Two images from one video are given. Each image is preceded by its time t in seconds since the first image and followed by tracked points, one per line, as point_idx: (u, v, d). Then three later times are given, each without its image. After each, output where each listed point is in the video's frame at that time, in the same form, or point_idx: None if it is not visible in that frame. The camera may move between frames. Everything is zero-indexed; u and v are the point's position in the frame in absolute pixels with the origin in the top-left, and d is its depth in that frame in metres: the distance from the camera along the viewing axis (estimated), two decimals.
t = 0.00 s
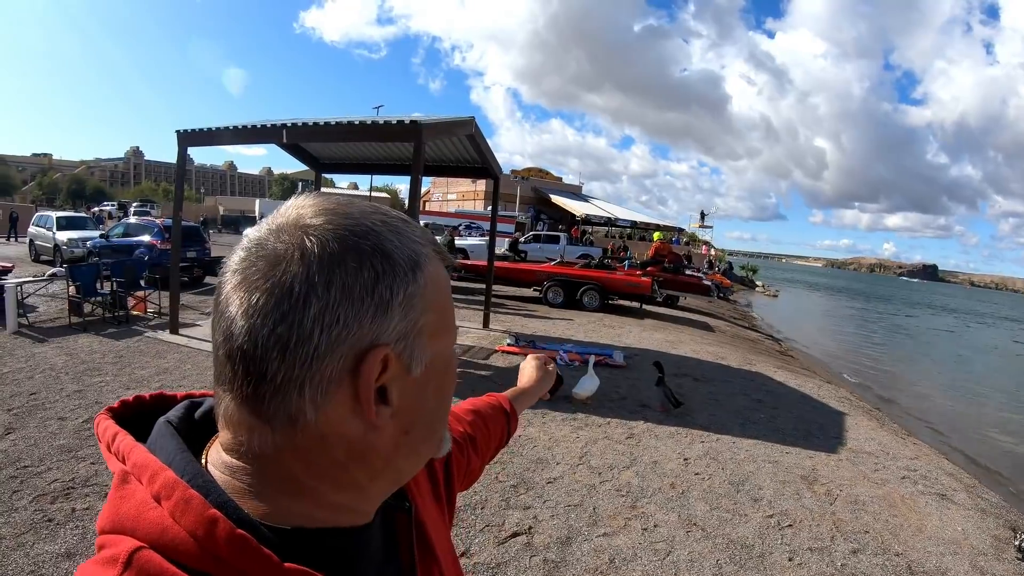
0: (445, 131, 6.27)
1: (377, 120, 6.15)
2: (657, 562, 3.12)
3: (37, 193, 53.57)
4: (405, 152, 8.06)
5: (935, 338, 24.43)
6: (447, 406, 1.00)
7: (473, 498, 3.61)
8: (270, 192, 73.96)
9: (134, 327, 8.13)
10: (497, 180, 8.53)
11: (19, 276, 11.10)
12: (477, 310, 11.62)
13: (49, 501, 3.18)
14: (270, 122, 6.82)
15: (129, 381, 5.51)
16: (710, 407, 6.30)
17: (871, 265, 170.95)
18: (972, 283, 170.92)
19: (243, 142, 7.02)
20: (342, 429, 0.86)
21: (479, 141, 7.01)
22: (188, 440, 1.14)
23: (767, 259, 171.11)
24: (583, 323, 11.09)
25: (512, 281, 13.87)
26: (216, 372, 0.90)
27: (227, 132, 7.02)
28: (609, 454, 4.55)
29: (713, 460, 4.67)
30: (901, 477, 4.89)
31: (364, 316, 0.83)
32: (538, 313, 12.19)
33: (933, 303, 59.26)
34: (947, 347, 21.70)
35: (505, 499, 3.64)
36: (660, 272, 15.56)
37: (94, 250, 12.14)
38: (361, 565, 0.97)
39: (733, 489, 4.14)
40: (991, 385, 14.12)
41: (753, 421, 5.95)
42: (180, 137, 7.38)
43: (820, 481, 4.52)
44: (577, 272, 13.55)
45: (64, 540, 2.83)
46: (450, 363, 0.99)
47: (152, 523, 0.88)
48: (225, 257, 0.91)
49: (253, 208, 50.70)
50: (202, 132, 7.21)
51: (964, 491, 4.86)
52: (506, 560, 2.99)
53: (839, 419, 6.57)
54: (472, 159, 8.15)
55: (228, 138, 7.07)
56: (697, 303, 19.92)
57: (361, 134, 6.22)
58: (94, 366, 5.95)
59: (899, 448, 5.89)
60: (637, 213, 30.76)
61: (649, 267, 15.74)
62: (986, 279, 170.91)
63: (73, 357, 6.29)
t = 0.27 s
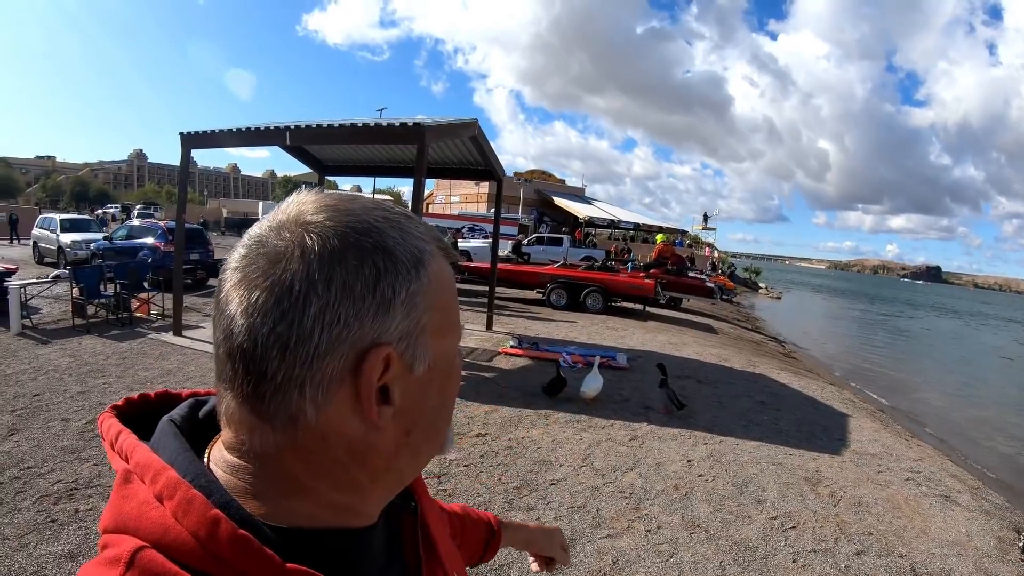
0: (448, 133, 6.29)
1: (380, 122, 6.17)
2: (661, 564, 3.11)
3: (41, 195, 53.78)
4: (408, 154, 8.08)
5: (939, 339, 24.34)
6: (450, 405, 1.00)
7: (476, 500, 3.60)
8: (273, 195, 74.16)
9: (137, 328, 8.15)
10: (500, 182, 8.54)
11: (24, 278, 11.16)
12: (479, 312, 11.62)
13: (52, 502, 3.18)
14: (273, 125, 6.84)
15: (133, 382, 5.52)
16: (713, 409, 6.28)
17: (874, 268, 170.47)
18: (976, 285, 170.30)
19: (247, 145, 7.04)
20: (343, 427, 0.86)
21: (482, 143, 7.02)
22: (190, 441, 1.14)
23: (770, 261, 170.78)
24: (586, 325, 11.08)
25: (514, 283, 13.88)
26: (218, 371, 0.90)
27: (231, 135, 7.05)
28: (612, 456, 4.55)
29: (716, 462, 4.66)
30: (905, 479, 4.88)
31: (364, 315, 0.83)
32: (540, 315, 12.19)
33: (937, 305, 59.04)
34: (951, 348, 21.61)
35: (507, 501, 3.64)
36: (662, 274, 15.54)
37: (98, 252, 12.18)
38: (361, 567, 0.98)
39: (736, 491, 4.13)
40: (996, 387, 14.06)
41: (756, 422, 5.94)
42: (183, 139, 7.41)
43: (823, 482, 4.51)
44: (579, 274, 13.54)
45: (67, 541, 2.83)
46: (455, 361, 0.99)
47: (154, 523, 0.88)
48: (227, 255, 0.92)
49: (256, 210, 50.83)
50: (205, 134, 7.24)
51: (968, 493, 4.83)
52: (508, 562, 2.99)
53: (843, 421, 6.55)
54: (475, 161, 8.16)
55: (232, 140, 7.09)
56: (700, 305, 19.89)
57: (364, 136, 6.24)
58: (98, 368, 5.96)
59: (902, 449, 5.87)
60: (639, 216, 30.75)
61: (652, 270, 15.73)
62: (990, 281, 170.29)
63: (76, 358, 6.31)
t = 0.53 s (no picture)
0: (449, 134, 6.29)
1: (382, 123, 6.17)
2: (663, 565, 3.11)
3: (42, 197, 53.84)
4: (409, 155, 8.08)
5: (941, 340, 24.31)
6: (450, 404, 0.99)
7: (478, 501, 3.60)
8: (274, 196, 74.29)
9: (138, 330, 8.16)
10: (501, 183, 8.55)
11: (25, 280, 11.17)
12: (481, 313, 11.62)
13: (54, 503, 3.19)
14: (275, 126, 6.85)
15: (134, 383, 5.53)
16: (715, 409, 6.28)
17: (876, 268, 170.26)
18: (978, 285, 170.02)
19: (248, 146, 7.05)
20: (339, 427, 0.86)
21: (483, 144, 7.02)
22: (194, 440, 1.15)
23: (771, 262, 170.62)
24: (588, 326, 11.08)
25: (516, 284, 13.88)
26: (216, 371, 0.91)
27: (232, 137, 7.06)
28: (614, 457, 4.54)
29: (718, 463, 4.65)
30: (907, 479, 4.87)
31: (358, 314, 0.82)
32: (542, 316, 12.19)
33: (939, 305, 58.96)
34: (953, 349, 21.59)
35: (509, 502, 3.64)
36: (664, 274, 15.53)
37: (99, 254, 12.20)
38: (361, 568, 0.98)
39: (738, 492, 4.12)
40: (998, 387, 14.04)
41: (758, 423, 5.93)
42: (185, 141, 7.42)
43: (825, 483, 4.50)
44: (581, 275, 13.54)
45: (68, 542, 2.83)
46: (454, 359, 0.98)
47: (155, 522, 0.89)
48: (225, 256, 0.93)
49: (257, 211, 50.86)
50: (206, 136, 7.24)
51: (971, 493, 4.82)
52: (511, 563, 2.99)
53: (845, 422, 6.54)
54: (476, 162, 8.16)
55: (233, 142, 7.11)
56: (701, 306, 19.88)
57: (365, 137, 6.24)
58: (100, 369, 5.97)
59: (905, 450, 5.86)
60: (640, 217, 30.75)
61: (653, 270, 15.72)
62: (992, 281, 170.02)
63: (78, 360, 6.32)
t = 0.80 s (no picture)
0: (449, 135, 6.29)
1: (382, 124, 6.17)
2: (664, 565, 3.11)
3: (42, 198, 53.89)
4: (410, 156, 8.09)
5: (941, 339, 24.29)
6: (448, 409, 0.98)
7: (480, 502, 3.60)
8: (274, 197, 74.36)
9: (139, 331, 8.17)
10: (501, 184, 8.55)
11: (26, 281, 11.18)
12: (481, 314, 11.62)
13: (56, 505, 3.19)
14: (275, 127, 6.85)
15: (135, 385, 5.53)
16: (716, 410, 6.27)
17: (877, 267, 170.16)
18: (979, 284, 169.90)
19: (249, 147, 7.05)
20: (331, 433, 0.85)
21: (483, 144, 7.03)
22: (192, 442, 1.15)
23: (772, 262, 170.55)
24: (589, 326, 11.09)
25: (517, 285, 13.88)
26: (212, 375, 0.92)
27: (233, 138, 7.07)
28: (616, 457, 4.54)
29: (720, 463, 4.65)
30: (908, 478, 4.87)
31: (350, 320, 0.82)
32: (543, 316, 12.20)
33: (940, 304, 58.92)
34: (954, 348, 21.56)
35: (511, 503, 3.63)
36: (664, 274, 15.53)
37: (100, 255, 12.21)
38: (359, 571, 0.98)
39: (740, 492, 4.12)
40: (999, 386, 14.01)
41: (759, 423, 5.93)
42: (186, 142, 7.43)
43: (827, 482, 4.50)
44: (581, 275, 13.55)
45: (70, 544, 2.84)
46: (452, 364, 0.98)
47: (153, 524, 0.89)
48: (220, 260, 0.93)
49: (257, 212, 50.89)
50: (207, 137, 7.25)
51: (972, 493, 4.82)
52: (512, 564, 2.99)
53: (846, 421, 6.54)
54: (477, 163, 8.16)
55: (233, 143, 7.11)
56: (702, 306, 19.87)
57: (366, 138, 6.25)
58: (101, 370, 5.98)
59: (906, 449, 5.85)
60: (641, 217, 30.75)
61: (654, 270, 15.72)
62: (993, 280, 169.87)
63: (79, 361, 6.32)
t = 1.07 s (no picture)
0: (449, 137, 6.30)
1: (382, 126, 6.19)
2: (665, 566, 3.10)
3: (43, 202, 53.99)
4: (409, 158, 8.11)
5: (942, 340, 24.27)
6: (446, 404, 0.97)
7: (480, 503, 3.60)
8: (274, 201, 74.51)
9: (139, 334, 8.17)
10: (501, 186, 8.56)
11: (26, 284, 11.18)
12: (481, 316, 11.62)
13: (56, 507, 3.19)
14: (276, 130, 6.87)
15: (135, 387, 5.53)
16: (716, 411, 6.27)
17: (877, 269, 170.18)
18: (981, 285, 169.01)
19: (249, 149, 7.06)
20: (325, 429, 0.85)
21: (483, 147, 7.04)
22: (195, 436, 1.15)
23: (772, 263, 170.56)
24: (589, 328, 11.09)
25: (517, 287, 13.89)
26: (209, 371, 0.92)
27: (232, 141, 7.08)
28: (616, 458, 4.54)
29: (720, 464, 4.64)
30: (909, 479, 4.86)
31: (341, 316, 0.82)
32: (543, 318, 12.21)
33: (940, 305, 58.88)
34: (955, 349, 21.53)
35: (511, 504, 3.63)
36: (664, 276, 15.53)
37: (100, 258, 12.22)
38: (357, 565, 0.99)
39: (740, 493, 4.11)
40: (1000, 387, 13.99)
41: (760, 424, 5.92)
42: (186, 145, 7.43)
43: (828, 483, 4.49)
44: (581, 277, 13.55)
45: (71, 546, 2.84)
46: (450, 359, 0.96)
47: (154, 517, 0.89)
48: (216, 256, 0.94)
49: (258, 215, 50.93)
50: (207, 140, 7.26)
51: (974, 493, 4.80)
52: (513, 565, 2.98)
53: (846, 422, 6.53)
54: (477, 165, 8.17)
55: (233, 146, 7.12)
56: (702, 308, 19.88)
57: (365, 140, 6.26)
58: (101, 373, 5.98)
59: (906, 450, 5.85)
60: (640, 219, 30.78)
61: (654, 272, 15.73)
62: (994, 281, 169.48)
63: (79, 364, 6.32)
